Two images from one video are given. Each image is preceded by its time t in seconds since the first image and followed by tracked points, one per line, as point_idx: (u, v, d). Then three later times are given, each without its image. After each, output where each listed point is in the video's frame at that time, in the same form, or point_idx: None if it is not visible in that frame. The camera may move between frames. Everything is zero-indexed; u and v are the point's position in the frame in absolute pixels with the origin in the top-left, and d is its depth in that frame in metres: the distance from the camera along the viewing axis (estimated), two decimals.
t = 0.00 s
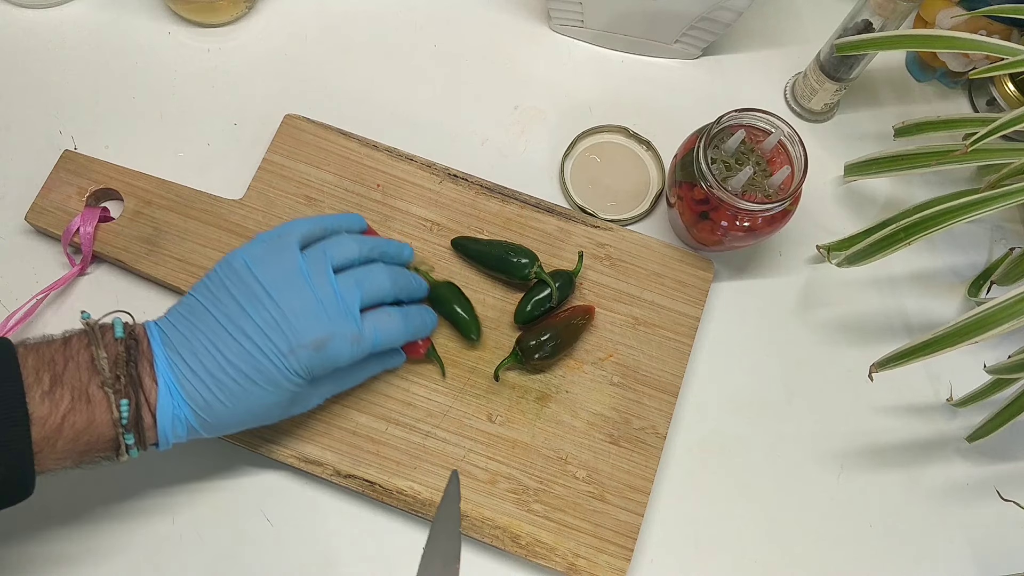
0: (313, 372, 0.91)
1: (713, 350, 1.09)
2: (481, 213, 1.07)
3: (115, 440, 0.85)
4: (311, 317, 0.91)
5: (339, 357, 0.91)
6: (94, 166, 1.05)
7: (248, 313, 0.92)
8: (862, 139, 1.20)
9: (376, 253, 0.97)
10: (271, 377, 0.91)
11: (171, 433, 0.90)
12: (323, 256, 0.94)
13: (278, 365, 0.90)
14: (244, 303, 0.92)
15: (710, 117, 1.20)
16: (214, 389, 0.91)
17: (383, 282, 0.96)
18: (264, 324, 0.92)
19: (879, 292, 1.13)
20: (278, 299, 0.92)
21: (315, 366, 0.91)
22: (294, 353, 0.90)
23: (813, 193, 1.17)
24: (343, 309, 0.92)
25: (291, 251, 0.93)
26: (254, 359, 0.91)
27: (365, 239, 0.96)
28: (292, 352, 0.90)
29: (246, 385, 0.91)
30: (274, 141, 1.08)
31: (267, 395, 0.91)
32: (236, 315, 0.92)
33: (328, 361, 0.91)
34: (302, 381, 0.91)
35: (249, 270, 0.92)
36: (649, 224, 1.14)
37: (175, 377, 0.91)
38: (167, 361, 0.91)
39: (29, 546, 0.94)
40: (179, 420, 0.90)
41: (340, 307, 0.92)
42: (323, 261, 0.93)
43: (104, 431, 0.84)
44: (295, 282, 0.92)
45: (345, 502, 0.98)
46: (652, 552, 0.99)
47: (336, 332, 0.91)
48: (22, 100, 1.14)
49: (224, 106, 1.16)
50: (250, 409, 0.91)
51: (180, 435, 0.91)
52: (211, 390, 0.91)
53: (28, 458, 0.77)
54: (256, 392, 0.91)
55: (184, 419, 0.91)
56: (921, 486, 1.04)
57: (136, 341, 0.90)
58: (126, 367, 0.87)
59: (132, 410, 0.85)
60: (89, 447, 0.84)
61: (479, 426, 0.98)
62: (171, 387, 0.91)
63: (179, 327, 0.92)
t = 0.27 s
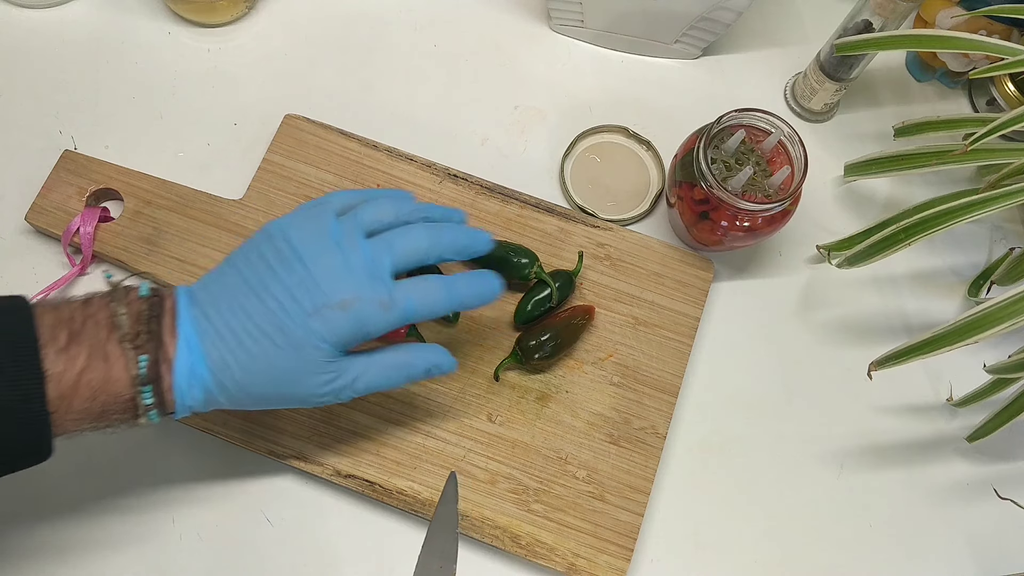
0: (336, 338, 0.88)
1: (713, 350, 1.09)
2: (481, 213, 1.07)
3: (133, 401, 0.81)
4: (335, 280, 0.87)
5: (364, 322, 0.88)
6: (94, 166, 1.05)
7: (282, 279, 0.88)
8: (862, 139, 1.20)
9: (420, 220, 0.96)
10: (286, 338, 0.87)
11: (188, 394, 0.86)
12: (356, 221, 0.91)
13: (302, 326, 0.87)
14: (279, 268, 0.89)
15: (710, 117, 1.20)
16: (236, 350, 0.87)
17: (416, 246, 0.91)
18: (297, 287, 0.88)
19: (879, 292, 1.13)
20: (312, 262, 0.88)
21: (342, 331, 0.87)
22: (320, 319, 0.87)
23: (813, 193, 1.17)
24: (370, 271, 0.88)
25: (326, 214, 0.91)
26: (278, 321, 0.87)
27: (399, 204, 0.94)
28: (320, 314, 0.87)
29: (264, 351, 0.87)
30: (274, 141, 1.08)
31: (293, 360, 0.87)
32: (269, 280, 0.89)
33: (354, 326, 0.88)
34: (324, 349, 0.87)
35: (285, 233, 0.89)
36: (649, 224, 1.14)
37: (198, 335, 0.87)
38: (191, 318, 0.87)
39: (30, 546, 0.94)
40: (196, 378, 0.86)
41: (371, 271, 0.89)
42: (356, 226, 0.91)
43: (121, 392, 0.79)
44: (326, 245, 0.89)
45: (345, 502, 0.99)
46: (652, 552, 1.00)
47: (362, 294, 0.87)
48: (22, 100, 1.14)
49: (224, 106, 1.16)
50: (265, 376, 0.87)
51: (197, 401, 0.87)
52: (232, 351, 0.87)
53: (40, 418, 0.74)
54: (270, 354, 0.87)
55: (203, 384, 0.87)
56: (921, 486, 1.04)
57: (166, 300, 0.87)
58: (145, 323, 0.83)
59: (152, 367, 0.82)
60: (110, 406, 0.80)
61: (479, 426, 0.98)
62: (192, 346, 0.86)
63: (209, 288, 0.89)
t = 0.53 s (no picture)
0: (447, 354, 0.93)
1: (713, 350, 1.09)
2: (481, 213, 1.07)
3: (273, 386, 0.84)
4: (477, 299, 0.95)
5: (494, 345, 0.94)
6: (93, 166, 1.05)
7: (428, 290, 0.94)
8: (862, 139, 1.20)
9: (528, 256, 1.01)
10: (404, 344, 0.92)
11: (328, 380, 0.88)
12: (495, 248, 0.98)
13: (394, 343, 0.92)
14: (426, 277, 0.95)
15: (710, 117, 1.20)
16: (375, 341, 0.91)
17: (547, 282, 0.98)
18: (437, 302, 0.94)
19: (879, 292, 1.13)
20: (457, 277, 0.95)
21: (474, 345, 0.94)
22: (467, 329, 0.94)
23: (813, 193, 1.17)
24: (508, 298, 0.95)
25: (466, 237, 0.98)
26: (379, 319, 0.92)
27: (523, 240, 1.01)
28: (458, 327, 0.94)
29: (407, 351, 0.92)
30: (275, 141, 1.08)
31: (412, 364, 0.92)
32: (412, 286, 0.94)
33: (483, 342, 0.94)
34: (454, 357, 0.94)
35: (430, 248, 0.96)
36: (649, 224, 1.14)
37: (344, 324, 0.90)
38: (337, 305, 0.90)
39: (29, 547, 0.94)
40: (340, 364, 0.89)
41: (504, 296, 0.95)
42: (494, 252, 0.98)
43: (266, 376, 0.83)
44: (470, 266, 0.96)
45: (345, 502, 0.99)
46: (652, 552, 1.00)
47: (496, 318, 0.94)
48: (22, 100, 1.14)
49: (224, 106, 1.16)
50: (407, 377, 0.92)
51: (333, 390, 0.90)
52: (370, 344, 0.90)
53: (189, 400, 0.77)
54: (387, 358, 0.91)
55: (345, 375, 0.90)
56: (921, 486, 1.04)
57: (311, 296, 0.90)
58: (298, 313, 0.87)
59: (297, 356, 0.85)
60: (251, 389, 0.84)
61: (479, 426, 0.98)
62: (339, 336, 0.90)
63: (355, 282, 0.93)
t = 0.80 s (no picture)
0: (361, 338, 0.92)
1: (713, 350, 1.09)
2: (481, 213, 1.07)
3: (183, 363, 0.84)
4: (396, 282, 0.93)
5: (412, 326, 0.93)
6: (94, 166, 1.05)
7: (347, 277, 0.93)
8: (862, 139, 1.20)
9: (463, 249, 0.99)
10: (322, 329, 0.91)
11: (236, 359, 0.88)
12: (420, 238, 0.96)
13: (312, 328, 0.91)
14: (343, 263, 0.94)
15: (710, 117, 1.20)
16: (286, 322, 0.90)
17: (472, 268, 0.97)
18: (355, 286, 0.93)
19: (879, 292, 1.13)
20: (374, 262, 0.94)
21: (392, 327, 0.93)
22: (382, 309, 0.93)
23: (813, 193, 1.17)
24: (425, 280, 0.94)
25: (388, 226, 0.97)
26: (297, 301, 0.92)
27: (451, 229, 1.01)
28: (373, 307, 0.93)
29: (322, 333, 0.91)
30: (275, 141, 1.08)
31: (327, 348, 0.91)
32: (327, 270, 0.93)
33: (400, 325, 0.93)
34: (371, 338, 0.93)
35: (350, 236, 0.95)
36: (649, 224, 1.14)
37: (254, 303, 0.90)
38: (248, 287, 0.90)
39: (29, 547, 0.94)
40: (247, 343, 0.89)
41: (423, 279, 0.94)
42: (418, 240, 0.96)
43: (174, 352, 0.83)
44: (388, 254, 0.95)
45: (345, 502, 0.98)
46: (652, 552, 1.00)
47: (412, 300, 0.93)
48: (22, 99, 1.14)
49: (224, 106, 1.16)
50: (319, 357, 0.91)
51: (248, 368, 0.90)
52: (281, 326, 0.90)
53: (95, 383, 0.78)
54: (303, 341, 0.90)
55: (253, 352, 0.89)
56: (921, 486, 1.04)
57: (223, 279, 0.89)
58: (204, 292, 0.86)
59: (205, 332, 0.85)
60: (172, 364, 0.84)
61: (479, 426, 0.98)
62: (247, 313, 0.89)
63: (270, 268, 0.92)
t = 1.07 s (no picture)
0: (181, 240, 0.88)
1: (713, 350, 1.09)
2: (481, 213, 1.07)
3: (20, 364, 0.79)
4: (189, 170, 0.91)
5: (224, 188, 0.90)
6: (94, 166, 1.05)
7: (146, 195, 0.90)
8: (862, 139, 1.20)
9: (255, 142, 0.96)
10: (123, 243, 0.87)
11: (57, 314, 0.81)
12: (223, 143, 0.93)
13: (93, 263, 0.85)
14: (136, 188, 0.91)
15: (710, 117, 1.20)
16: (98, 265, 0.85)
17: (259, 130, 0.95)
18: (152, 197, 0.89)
19: (879, 292, 1.13)
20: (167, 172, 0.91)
21: (207, 204, 0.89)
22: (188, 195, 0.89)
23: (813, 193, 1.17)
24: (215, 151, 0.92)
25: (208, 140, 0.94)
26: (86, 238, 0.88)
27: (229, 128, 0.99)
28: (179, 199, 0.89)
29: (127, 254, 0.86)
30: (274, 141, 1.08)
31: (155, 247, 0.87)
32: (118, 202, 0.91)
33: (217, 197, 0.90)
34: (188, 223, 0.88)
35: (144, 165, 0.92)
36: (649, 224, 1.14)
37: (64, 269, 0.83)
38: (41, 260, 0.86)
39: (29, 547, 0.95)
40: (65, 300, 0.82)
41: (215, 157, 0.92)
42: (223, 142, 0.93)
43: None
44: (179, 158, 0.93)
45: (345, 502, 0.98)
46: (652, 552, 1.00)
47: (211, 169, 0.91)
48: (22, 99, 1.14)
49: (223, 106, 1.16)
50: (143, 277, 0.86)
51: (93, 325, 0.84)
52: (95, 265, 0.85)
53: None
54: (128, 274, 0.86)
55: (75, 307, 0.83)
56: (921, 486, 1.04)
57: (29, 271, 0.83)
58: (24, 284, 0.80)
59: (28, 326, 0.79)
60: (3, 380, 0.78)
61: (479, 426, 0.98)
62: (60, 285, 0.82)
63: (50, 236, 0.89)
